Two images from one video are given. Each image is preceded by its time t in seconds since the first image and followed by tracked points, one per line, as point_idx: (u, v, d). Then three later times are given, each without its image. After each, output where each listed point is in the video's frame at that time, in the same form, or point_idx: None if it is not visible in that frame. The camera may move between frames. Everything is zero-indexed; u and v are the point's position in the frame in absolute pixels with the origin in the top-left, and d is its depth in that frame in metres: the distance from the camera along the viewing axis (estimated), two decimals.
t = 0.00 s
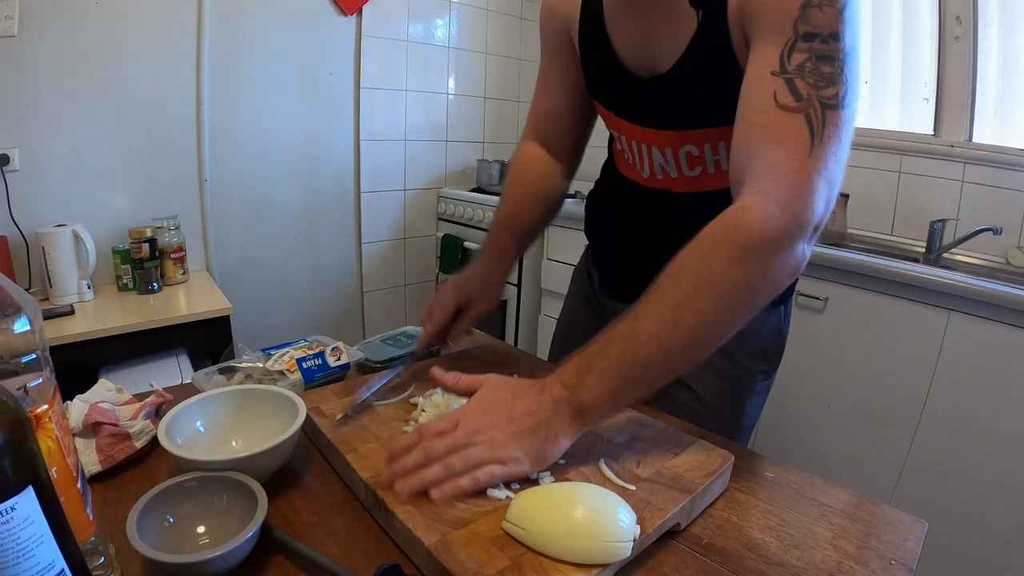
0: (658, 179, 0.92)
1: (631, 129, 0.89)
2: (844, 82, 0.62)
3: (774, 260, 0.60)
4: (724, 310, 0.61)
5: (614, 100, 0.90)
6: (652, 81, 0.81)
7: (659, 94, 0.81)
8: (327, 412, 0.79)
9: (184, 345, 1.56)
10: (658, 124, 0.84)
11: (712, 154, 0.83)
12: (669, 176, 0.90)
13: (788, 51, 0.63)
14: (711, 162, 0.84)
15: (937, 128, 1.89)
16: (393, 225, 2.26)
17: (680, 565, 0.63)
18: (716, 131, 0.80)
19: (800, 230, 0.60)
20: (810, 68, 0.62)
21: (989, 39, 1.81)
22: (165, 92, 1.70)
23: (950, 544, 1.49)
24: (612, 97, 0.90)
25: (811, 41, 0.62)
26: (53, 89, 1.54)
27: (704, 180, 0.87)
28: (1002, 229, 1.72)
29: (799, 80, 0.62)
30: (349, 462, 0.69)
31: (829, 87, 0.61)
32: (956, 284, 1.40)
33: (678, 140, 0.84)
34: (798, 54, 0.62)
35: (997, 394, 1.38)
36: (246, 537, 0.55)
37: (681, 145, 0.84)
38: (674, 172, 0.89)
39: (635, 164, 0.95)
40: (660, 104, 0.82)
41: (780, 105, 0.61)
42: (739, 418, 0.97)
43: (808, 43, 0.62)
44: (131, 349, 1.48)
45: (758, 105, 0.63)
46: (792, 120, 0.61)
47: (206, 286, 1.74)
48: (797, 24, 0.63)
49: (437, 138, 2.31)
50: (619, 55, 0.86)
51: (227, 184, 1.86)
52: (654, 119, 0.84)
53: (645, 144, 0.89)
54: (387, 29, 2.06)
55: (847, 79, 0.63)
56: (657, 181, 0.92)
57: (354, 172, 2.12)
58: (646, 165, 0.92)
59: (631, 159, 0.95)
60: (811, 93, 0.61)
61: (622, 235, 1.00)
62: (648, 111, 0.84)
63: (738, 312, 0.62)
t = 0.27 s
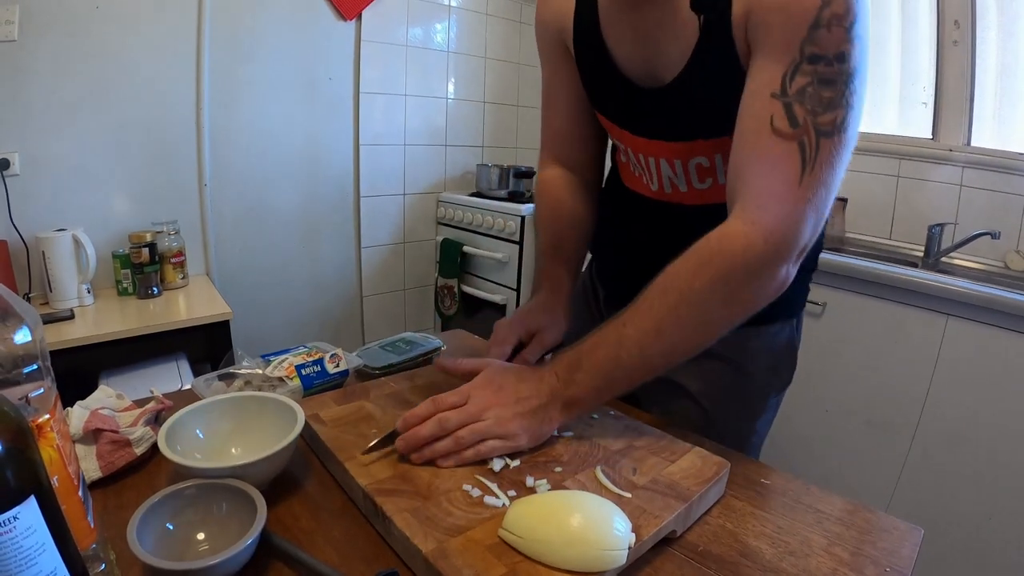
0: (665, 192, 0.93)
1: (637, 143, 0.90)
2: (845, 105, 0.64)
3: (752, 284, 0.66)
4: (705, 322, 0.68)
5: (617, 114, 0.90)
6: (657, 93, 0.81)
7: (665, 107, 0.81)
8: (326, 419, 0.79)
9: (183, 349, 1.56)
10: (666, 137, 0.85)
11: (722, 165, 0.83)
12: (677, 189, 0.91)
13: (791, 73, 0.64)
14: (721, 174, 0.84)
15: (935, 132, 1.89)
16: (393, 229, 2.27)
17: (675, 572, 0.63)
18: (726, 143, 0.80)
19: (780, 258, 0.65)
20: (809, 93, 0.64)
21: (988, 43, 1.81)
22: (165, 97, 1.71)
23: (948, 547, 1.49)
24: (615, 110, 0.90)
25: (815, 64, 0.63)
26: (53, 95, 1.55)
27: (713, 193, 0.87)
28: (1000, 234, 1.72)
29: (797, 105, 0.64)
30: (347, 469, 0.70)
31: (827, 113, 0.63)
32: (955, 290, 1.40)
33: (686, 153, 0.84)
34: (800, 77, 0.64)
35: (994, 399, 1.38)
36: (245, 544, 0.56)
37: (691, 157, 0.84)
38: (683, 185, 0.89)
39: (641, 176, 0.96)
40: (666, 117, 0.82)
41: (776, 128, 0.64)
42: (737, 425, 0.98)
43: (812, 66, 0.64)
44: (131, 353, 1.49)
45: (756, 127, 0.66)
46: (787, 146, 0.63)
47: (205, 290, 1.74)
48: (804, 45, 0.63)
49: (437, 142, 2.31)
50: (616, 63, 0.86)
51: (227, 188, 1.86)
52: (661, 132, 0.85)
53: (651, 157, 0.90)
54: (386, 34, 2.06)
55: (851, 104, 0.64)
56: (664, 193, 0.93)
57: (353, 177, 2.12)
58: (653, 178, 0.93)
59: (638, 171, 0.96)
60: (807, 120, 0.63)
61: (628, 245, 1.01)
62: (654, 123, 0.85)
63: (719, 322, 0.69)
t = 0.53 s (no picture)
0: (672, 206, 0.93)
1: (643, 158, 0.90)
2: (863, 127, 0.63)
3: (761, 309, 0.68)
4: (712, 341, 0.70)
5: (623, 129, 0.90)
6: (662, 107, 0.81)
7: (671, 122, 0.81)
8: (327, 423, 0.79)
9: (184, 352, 1.56)
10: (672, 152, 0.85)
11: (728, 181, 0.83)
12: (684, 204, 0.91)
13: (806, 95, 0.64)
14: (726, 190, 0.85)
15: (935, 133, 1.89)
16: (393, 232, 2.27)
17: None
18: (732, 159, 0.80)
19: (791, 285, 0.66)
20: (825, 116, 0.63)
21: (988, 45, 1.81)
22: (165, 100, 1.71)
23: (948, 549, 1.49)
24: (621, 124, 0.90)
25: (831, 84, 0.63)
26: (54, 98, 1.55)
27: (720, 209, 0.87)
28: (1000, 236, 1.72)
29: (813, 131, 0.64)
30: (348, 472, 0.70)
31: (843, 137, 0.63)
32: (957, 293, 1.40)
33: (692, 168, 0.84)
34: (816, 99, 0.63)
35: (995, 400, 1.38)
36: (245, 548, 0.56)
37: (697, 173, 0.84)
38: (690, 200, 0.90)
39: (648, 189, 0.96)
40: (673, 134, 0.82)
41: (792, 155, 0.64)
42: (737, 428, 0.98)
43: (828, 87, 0.63)
44: (132, 355, 1.49)
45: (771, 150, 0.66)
46: (802, 174, 0.64)
47: (206, 293, 1.74)
48: (819, 64, 0.62)
49: (437, 145, 2.31)
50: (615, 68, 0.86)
51: (228, 190, 1.86)
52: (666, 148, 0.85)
53: (658, 172, 0.90)
54: (386, 36, 2.06)
55: (869, 124, 0.64)
56: (671, 207, 0.93)
57: (354, 180, 2.12)
58: (659, 192, 0.93)
59: (645, 184, 0.96)
60: (823, 146, 0.63)
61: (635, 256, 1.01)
62: (660, 140, 0.85)
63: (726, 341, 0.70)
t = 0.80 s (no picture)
0: (641, 213, 0.92)
1: (610, 166, 0.89)
2: (831, 122, 0.65)
3: (754, 301, 0.69)
4: (703, 333, 0.71)
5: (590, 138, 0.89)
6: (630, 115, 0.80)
7: (637, 130, 0.80)
8: (326, 424, 0.80)
9: (186, 352, 1.57)
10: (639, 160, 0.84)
11: (697, 185, 0.83)
12: (653, 210, 0.90)
13: (776, 97, 0.64)
14: (696, 194, 0.84)
15: (937, 133, 1.89)
16: (395, 232, 2.27)
17: None
18: (700, 164, 0.79)
19: (784, 278, 0.68)
20: (796, 116, 0.64)
21: (990, 44, 1.80)
22: (167, 100, 1.72)
23: (950, 550, 1.49)
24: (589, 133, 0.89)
25: (800, 84, 0.63)
26: (57, 100, 1.56)
27: (690, 212, 0.87)
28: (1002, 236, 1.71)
29: (786, 132, 0.64)
30: (346, 474, 0.70)
31: (815, 134, 0.64)
32: (960, 293, 1.39)
33: (661, 175, 0.84)
34: (786, 100, 0.64)
35: (997, 402, 1.38)
36: (244, 548, 0.56)
37: (665, 178, 0.84)
38: (658, 206, 0.89)
39: (615, 196, 0.95)
40: (640, 141, 0.81)
41: (767, 159, 0.65)
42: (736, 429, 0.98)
43: (796, 87, 0.63)
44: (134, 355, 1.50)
45: (746, 156, 0.66)
46: (779, 175, 0.65)
47: (208, 293, 1.75)
48: (785, 65, 0.63)
49: (439, 145, 2.31)
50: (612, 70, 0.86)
51: (229, 191, 1.87)
52: (634, 156, 0.84)
53: (627, 179, 0.89)
54: (388, 37, 2.06)
55: (836, 118, 0.65)
56: (640, 214, 0.92)
57: (356, 181, 2.13)
58: (628, 200, 0.92)
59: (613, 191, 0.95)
60: (797, 146, 0.64)
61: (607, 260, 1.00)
62: (627, 147, 0.84)
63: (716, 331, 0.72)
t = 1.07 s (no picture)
0: (607, 193, 0.90)
1: (576, 146, 0.88)
2: (799, 84, 0.64)
3: (742, 262, 0.66)
4: (688, 294, 0.67)
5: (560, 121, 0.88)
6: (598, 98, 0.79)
7: (605, 110, 0.80)
8: (329, 423, 0.80)
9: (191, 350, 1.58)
10: (605, 139, 0.83)
11: (663, 166, 0.81)
12: (620, 190, 0.88)
13: (741, 66, 0.63)
14: (663, 174, 0.82)
15: (945, 130, 1.87)
16: (400, 231, 2.28)
17: None
18: (665, 142, 0.78)
19: (772, 238, 0.65)
20: (764, 84, 0.63)
21: (998, 40, 1.78)
22: (172, 100, 1.72)
23: (958, 551, 1.48)
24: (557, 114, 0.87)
25: (763, 51, 0.63)
26: (62, 100, 1.57)
27: (657, 192, 0.85)
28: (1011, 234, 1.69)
29: (756, 99, 0.63)
30: (348, 473, 0.70)
31: (785, 97, 0.63)
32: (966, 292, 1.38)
33: (627, 154, 0.82)
34: (751, 67, 0.63)
35: (1005, 401, 1.37)
36: (244, 548, 0.55)
37: (631, 158, 0.82)
38: (626, 186, 0.87)
39: (581, 178, 0.93)
40: (606, 120, 0.80)
41: (741, 127, 0.63)
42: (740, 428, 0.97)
43: (760, 54, 0.63)
44: (140, 353, 1.50)
45: (719, 129, 0.65)
46: (755, 142, 0.63)
47: (214, 292, 1.75)
48: (746, 32, 0.62)
49: (444, 143, 2.31)
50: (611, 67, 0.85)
51: (233, 189, 1.87)
52: (601, 135, 0.83)
53: (592, 159, 0.87)
54: (392, 35, 2.06)
55: (801, 81, 0.64)
56: (607, 194, 0.91)
57: (360, 180, 2.13)
58: (594, 179, 0.90)
59: (578, 173, 0.93)
60: (770, 113, 0.63)
61: (578, 249, 0.99)
62: (593, 126, 0.83)
63: (702, 293, 0.68)
